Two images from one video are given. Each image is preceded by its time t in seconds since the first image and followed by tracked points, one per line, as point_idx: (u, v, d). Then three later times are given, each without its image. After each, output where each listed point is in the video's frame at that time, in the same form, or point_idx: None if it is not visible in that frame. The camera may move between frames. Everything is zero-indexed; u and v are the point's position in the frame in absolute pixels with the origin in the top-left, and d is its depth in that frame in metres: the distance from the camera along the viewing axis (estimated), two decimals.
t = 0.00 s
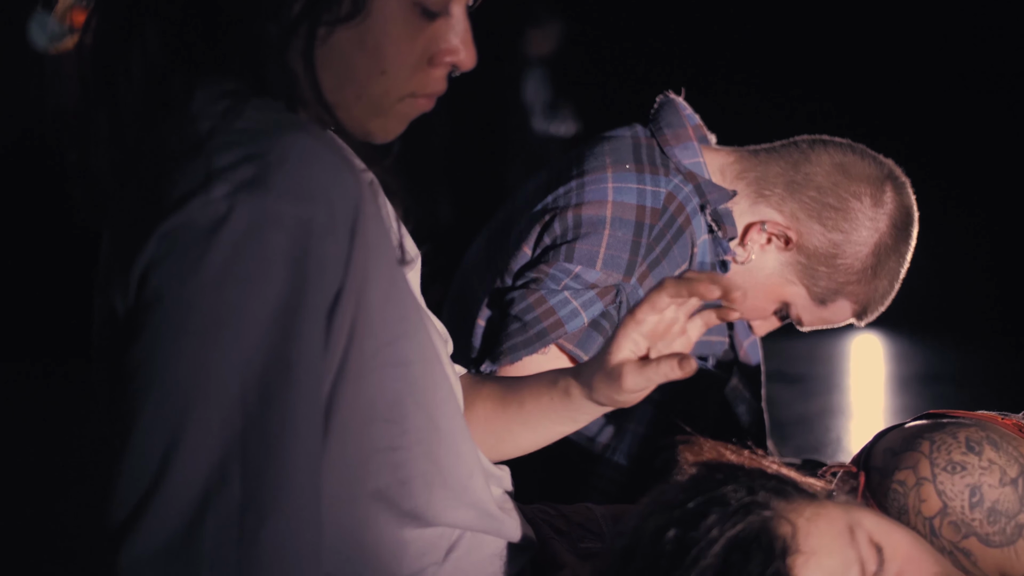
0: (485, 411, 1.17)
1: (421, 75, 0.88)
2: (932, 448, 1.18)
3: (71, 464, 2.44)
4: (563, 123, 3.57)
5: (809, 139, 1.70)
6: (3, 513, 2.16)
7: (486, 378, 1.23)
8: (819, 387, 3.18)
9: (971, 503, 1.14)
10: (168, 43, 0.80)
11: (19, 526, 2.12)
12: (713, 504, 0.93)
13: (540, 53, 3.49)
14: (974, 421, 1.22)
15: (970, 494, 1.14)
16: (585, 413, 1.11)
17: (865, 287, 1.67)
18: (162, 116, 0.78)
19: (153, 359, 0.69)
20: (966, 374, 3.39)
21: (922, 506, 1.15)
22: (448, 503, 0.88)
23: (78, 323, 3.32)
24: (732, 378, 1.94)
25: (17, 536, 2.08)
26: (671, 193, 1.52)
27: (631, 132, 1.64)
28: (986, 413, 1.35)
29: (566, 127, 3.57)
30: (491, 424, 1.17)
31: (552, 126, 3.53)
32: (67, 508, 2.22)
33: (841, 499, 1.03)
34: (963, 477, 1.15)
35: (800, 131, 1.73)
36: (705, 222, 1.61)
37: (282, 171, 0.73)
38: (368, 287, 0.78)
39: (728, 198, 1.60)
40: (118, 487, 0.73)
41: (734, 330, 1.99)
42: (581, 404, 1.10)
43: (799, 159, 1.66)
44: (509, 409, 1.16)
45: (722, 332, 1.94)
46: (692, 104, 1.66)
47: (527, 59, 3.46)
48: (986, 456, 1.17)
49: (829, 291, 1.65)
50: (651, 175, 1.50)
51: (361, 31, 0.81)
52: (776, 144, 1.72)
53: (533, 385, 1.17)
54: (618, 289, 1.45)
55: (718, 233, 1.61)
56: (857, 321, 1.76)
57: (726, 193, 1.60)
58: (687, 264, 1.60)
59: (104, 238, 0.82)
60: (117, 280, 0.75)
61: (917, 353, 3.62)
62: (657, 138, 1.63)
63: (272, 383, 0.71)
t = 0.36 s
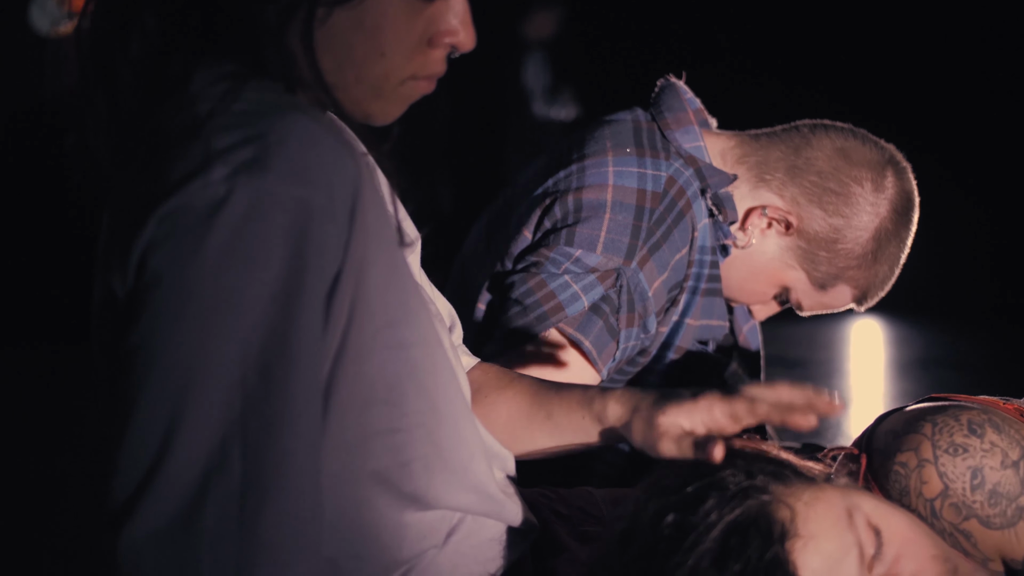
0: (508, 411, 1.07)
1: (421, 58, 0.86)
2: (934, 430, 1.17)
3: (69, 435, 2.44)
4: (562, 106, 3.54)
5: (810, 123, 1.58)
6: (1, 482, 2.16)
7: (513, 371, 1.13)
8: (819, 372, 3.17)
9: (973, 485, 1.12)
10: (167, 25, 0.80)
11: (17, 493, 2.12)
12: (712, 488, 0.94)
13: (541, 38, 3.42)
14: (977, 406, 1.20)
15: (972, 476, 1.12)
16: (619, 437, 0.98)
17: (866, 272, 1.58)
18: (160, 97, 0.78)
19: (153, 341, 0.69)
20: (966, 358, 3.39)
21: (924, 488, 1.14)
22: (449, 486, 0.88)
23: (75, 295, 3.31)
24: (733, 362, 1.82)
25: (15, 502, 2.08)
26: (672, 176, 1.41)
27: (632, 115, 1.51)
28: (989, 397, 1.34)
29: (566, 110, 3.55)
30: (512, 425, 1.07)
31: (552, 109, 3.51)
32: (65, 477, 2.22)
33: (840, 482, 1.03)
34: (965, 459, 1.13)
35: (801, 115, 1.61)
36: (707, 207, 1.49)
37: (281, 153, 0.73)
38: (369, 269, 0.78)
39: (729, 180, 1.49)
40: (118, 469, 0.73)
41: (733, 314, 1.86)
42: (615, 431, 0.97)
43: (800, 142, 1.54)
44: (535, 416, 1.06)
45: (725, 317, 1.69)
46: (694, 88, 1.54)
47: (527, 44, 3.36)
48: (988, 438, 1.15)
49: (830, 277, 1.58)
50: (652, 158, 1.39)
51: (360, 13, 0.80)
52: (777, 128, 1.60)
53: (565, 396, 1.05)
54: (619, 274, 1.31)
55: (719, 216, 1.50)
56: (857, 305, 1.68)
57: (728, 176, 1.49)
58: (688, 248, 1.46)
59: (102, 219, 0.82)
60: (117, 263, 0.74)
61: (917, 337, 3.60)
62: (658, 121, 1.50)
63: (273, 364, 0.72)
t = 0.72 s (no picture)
0: (500, 407, 1.15)
1: (423, 44, 0.86)
2: (934, 417, 1.17)
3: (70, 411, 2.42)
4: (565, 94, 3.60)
5: (811, 111, 1.57)
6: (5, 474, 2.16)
7: (505, 366, 1.20)
8: (819, 361, 3.14)
9: (972, 471, 1.12)
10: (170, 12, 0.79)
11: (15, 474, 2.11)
12: (709, 476, 0.93)
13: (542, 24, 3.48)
14: (976, 392, 1.20)
15: (971, 462, 1.12)
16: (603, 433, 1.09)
17: (868, 257, 1.58)
18: (162, 83, 0.78)
19: (156, 327, 0.69)
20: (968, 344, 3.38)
21: (924, 474, 1.14)
22: (450, 473, 0.88)
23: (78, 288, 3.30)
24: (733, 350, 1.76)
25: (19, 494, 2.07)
26: (674, 162, 1.39)
27: (634, 102, 1.50)
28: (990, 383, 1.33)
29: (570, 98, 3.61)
30: (504, 419, 1.16)
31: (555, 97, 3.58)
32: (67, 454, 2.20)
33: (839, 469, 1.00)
34: (964, 446, 1.13)
35: (802, 102, 1.60)
36: (709, 193, 1.47)
37: (284, 140, 0.73)
38: (371, 257, 0.78)
39: (730, 168, 1.48)
40: (121, 457, 0.73)
41: (734, 301, 1.79)
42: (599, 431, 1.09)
43: (802, 129, 1.54)
44: (525, 412, 1.15)
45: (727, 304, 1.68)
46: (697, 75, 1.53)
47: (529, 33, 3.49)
48: (988, 425, 1.14)
49: (831, 263, 1.58)
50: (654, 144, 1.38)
51: None
52: (778, 115, 1.59)
53: (556, 396, 1.14)
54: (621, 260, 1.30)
55: (721, 204, 1.49)
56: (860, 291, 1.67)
57: (729, 163, 1.48)
58: (689, 235, 1.45)
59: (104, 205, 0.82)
60: (119, 249, 0.74)
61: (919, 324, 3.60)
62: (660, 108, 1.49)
63: (276, 350, 0.72)
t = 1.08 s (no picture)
0: (489, 386, 1.12)
1: (422, 24, 0.86)
2: (931, 401, 1.17)
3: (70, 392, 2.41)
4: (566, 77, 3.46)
5: (811, 93, 1.57)
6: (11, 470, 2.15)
7: (494, 349, 1.17)
8: (820, 344, 3.15)
9: (970, 454, 1.12)
10: None
11: (17, 455, 2.11)
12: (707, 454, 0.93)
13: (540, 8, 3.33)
14: (974, 376, 1.21)
15: (969, 446, 1.12)
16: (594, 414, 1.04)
17: (867, 241, 1.58)
18: (161, 65, 0.78)
19: (155, 308, 0.69)
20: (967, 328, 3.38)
21: (921, 458, 1.14)
22: (448, 456, 0.89)
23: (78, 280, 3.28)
24: (732, 333, 1.78)
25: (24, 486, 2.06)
26: (673, 145, 1.38)
27: (632, 85, 1.49)
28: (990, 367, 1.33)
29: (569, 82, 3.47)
30: (494, 401, 1.13)
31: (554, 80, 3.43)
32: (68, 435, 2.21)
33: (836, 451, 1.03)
34: (962, 429, 1.13)
35: (801, 84, 1.59)
36: (709, 175, 1.47)
37: (283, 121, 0.72)
38: (369, 239, 0.78)
39: (730, 151, 1.47)
40: (120, 437, 0.74)
41: (734, 285, 1.84)
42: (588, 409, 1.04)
43: (802, 111, 1.53)
44: (515, 391, 1.11)
45: (725, 287, 1.69)
46: (695, 57, 1.53)
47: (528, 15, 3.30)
48: (985, 408, 1.15)
49: (830, 246, 1.57)
50: (654, 127, 1.37)
51: None
52: (778, 98, 1.58)
53: (543, 375, 1.10)
54: (620, 243, 1.30)
55: (720, 186, 1.48)
56: (859, 274, 1.67)
57: (729, 146, 1.47)
58: (689, 219, 1.46)
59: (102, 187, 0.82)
60: (116, 231, 0.74)
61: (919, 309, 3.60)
62: (660, 91, 1.48)
63: (275, 331, 0.72)
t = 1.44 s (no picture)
0: (486, 362, 1.13)
1: None
2: (928, 377, 1.18)
3: (66, 369, 2.39)
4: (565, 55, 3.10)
5: (811, 72, 1.56)
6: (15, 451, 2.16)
7: (491, 326, 1.18)
8: (815, 324, 3.17)
9: (966, 432, 1.13)
10: None
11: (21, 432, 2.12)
12: (706, 430, 0.96)
13: None
14: (972, 352, 1.21)
15: (965, 423, 1.12)
16: (592, 387, 1.04)
17: (865, 220, 1.58)
18: (157, 41, 0.77)
19: (153, 284, 0.69)
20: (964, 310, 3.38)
21: (918, 435, 1.14)
22: (445, 434, 0.89)
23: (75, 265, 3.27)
24: (729, 314, 1.77)
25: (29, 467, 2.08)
26: (672, 124, 1.38)
27: (631, 63, 1.49)
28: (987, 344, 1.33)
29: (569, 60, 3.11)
30: (492, 376, 1.13)
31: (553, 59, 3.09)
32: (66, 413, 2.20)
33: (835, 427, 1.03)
34: (958, 406, 1.13)
35: (801, 63, 1.59)
36: (706, 155, 1.48)
37: (280, 96, 0.72)
38: (367, 214, 0.78)
39: (728, 130, 1.48)
40: (118, 414, 0.74)
41: (731, 264, 1.84)
42: (586, 383, 1.03)
43: (802, 90, 1.52)
44: (511, 366, 1.11)
45: (723, 266, 1.71)
46: (693, 35, 1.52)
47: None
48: (982, 385, 1.15)
49: (829, 226, 1.57)
50: (652, 106, 1.37)
51: None
52: (778, 77, 1.58)
53: (541, 350, 1.09)
54: (619, 221, 1.30)
55: (718, 165, 1.49)
56: (857, 253, 1.68)
57: (727, 125, 1.47)
58: (687, 197, 1.46)
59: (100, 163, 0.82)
60: (112, 209, 0.74)
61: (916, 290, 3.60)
62: (659, 70, 1.48)
63: (273, 306, 0.72)
